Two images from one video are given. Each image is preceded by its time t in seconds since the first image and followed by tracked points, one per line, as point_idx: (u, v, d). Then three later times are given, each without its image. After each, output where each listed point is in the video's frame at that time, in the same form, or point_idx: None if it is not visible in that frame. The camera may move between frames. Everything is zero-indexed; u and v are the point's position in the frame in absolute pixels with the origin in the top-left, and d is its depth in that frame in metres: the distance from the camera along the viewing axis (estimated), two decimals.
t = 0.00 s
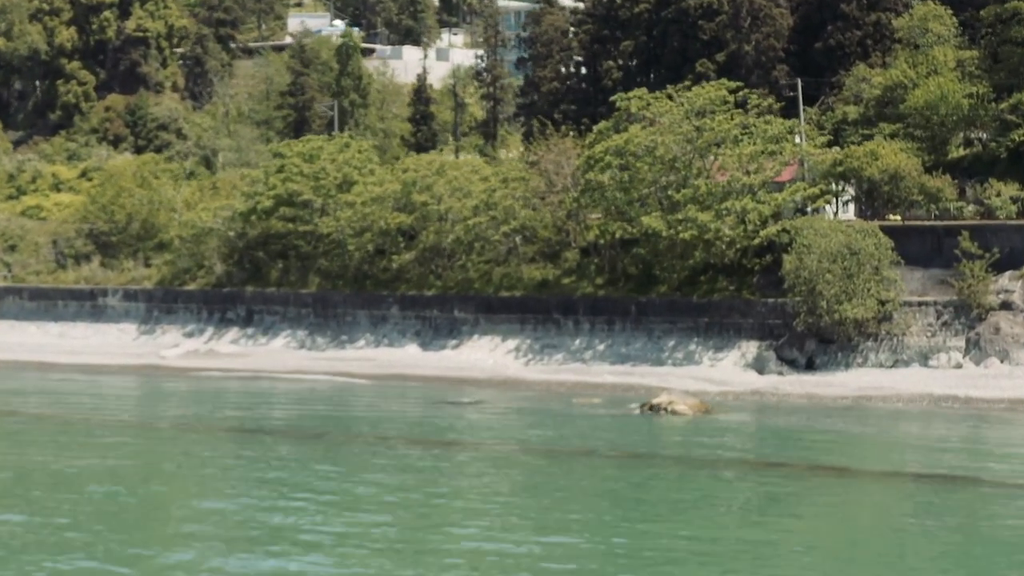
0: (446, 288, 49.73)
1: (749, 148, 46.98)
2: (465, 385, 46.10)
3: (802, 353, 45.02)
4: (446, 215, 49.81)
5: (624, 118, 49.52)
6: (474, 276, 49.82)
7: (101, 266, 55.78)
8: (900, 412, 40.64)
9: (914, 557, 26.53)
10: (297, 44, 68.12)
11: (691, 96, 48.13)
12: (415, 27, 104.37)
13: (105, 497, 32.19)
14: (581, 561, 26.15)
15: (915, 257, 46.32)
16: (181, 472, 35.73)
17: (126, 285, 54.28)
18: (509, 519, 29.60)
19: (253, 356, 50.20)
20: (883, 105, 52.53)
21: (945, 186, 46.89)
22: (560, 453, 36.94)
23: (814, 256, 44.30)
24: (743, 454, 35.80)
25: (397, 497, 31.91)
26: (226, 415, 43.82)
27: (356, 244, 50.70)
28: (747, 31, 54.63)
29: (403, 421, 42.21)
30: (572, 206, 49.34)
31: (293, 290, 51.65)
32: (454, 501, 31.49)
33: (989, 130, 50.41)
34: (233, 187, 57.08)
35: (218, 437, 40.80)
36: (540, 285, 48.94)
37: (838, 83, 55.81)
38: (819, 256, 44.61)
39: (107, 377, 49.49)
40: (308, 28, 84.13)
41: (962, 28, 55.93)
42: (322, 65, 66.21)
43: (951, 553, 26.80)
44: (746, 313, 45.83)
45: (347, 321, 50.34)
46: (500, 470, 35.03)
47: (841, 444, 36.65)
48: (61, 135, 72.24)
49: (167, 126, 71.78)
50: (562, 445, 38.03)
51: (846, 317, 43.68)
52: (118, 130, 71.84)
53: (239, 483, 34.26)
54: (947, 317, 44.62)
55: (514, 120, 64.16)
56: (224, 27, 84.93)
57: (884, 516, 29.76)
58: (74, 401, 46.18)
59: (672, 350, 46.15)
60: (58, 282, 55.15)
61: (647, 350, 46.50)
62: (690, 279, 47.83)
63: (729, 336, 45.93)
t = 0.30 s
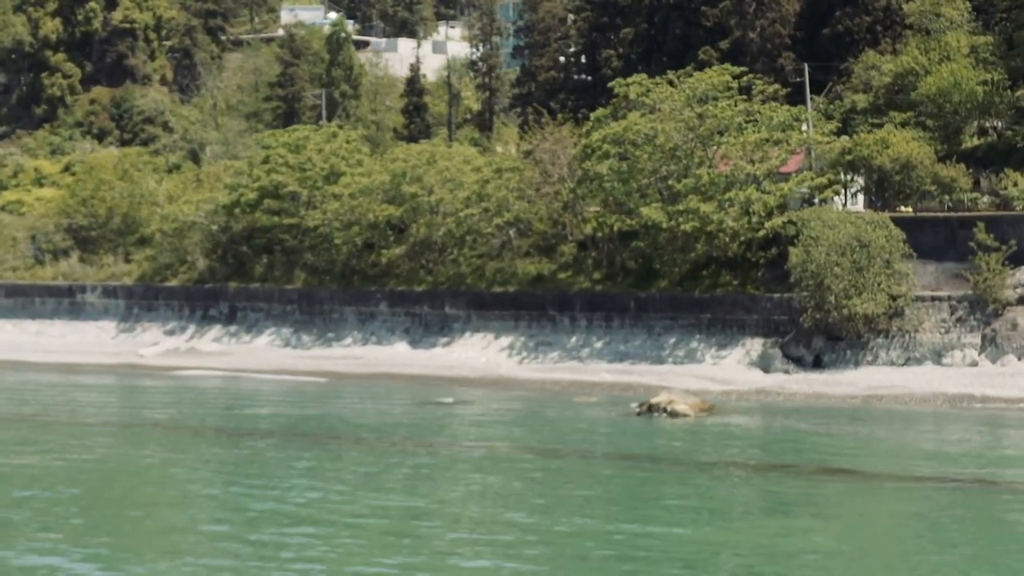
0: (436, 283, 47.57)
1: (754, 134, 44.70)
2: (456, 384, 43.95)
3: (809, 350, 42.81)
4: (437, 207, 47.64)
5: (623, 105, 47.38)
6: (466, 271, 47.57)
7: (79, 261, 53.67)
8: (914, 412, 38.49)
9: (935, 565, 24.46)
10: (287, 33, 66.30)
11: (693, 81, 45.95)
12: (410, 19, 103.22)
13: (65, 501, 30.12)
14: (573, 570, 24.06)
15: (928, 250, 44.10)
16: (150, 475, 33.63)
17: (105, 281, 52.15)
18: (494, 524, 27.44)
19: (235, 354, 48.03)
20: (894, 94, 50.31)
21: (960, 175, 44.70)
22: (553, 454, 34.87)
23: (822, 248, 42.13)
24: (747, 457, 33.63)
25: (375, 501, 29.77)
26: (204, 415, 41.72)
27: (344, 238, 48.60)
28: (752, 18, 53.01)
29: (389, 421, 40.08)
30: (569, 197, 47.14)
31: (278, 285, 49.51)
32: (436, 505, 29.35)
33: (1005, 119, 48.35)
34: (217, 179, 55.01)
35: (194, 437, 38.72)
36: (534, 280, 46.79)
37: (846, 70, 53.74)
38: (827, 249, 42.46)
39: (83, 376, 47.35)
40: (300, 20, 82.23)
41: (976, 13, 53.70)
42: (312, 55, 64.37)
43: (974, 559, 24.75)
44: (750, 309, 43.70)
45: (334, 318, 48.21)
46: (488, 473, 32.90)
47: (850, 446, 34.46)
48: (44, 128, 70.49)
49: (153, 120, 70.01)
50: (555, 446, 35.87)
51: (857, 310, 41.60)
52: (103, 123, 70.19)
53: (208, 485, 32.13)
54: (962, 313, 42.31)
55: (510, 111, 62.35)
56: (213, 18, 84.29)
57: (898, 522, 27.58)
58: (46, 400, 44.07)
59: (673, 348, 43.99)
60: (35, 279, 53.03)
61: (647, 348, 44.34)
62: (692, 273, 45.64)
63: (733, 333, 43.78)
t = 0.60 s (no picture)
0: (426, 278, 45.50)
1: (758, 121, 42.59)
2: (445, 383, 41.91)
3: (816, 348, 40.65)
4: (426, 199, 45.55)
5: (621, 91, 45.29)
6: (457, 265, 45.47)
7: (57, 256, 51.68)
8: (927, 412, 36.42)
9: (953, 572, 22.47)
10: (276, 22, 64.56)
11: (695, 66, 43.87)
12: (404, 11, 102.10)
13: (20, 505, 28.14)
14: None
15: (941, 243, 41.97)
16: (115, 476, 31.64)
17: (82, 277, 50.13)
18: (476, 530, 25.41)
19: (216, 353, 46.00)
20: (904, 82, 48.15)
21: (973, 165, 42.44)
22: (544, 455, 32.87)
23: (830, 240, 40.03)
24: (751, 458, 31.60)
25: (352, 504, 27.78)
26: (180, 414, 39.73)
27: (330, 231, 46.54)
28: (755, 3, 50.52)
29: (373, 421, 38.08)
30: (565, 188, 45.02)
31: (261, 281, 47.47)
32: (417, 510, 27.32)
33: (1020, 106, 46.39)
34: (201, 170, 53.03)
35: (167, 437, 36.73)
36: (528, 274, 44.70)
37: (854, 57, 51.90)
38: (834, 241, 40.37)
39: (57, 374, 45.34)
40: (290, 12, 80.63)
41: None
42: (300, 44, 62.61)
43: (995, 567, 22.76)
44: (754, 304, 41.61)
45: (319, 315, 46.15)
46: (475, 474, 30.86)
47: (861, 448, 32.40)
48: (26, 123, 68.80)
49: (138, 113, 68.20)
50: (547, 447, 33.83)
51: (866, 305, 39.52)
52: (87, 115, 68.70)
53: (176, 488, 30.13)
54: (977, 308, 40.27)
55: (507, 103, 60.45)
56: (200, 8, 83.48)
57: (912, 526, 25.58)
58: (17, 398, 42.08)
59: (673, 346, 41.93)
60: (11, 275, 51.04)
61: (645, 345, 42.26)
62: (694, 267, 43.53)
63: (736, 330, 41.72)
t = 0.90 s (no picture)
0: (414, 273, 43.60)
1: (761, 108, 40.58)
2: (434, 382, 39.99)
3: (822, 345, 38.72)
4: (415, 190, 43.55)
5: (617, 78, 43.25)
6: (448, 260, 43.60)
7: (33, 252, 49.79)
8: (940, 412, 34.49)
9: None
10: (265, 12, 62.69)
11: (695, 50, 41.89)
12: (399, 5, 100.42)
13: None
14: None
15: (953, 235, 39.95)
16: (76, 479, 29.73)
17: (59, 273, 48.24)
18: (456, 539, 23.51)
19: (196, 351, 44.05)
20: (913, 69, 46.07)
21: (987, 152, 40.61)
22: (533, 457, 30.97)
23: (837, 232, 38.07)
24: (754, 461, 29.67)
25: (326, 510, 25.85)
26: (155, 414, 37.86)
27: (315, 225, 44.63)
28: None
29: (356, 422, 36.17)
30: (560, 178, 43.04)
31: (243, 276, 45.57)
32: (393, 515, 25.41)
33: None
34: (182, 162, 51.14)
35: (138, 438, 34.84)
36: (521, 269, 42.77)
37: (861, 44, 50.15)
38: (841, 233, 38.39)
39: (29, 373, 43.40)
40: (281, 3, 79.02)
41: None
42: (289, 34, 60.75)
43: None
44: (758, 300, 39.68)
45: (303, 312, 44.24)
46: (458, 477, 28.96)
47: (870, 450, 30.46)
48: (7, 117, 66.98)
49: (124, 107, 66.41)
50: (537, 448, 31.92)
51: (875, 300, 37.56)
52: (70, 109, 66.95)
53: (140, 492, 28.22)
54: (992, 304, 38.24)
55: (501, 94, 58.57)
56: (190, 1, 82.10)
57: (926, 536, 23.69)
58: None
59: (672, 343, 39.97)
60: None
61: (643, 343, 40.32)
62: (694, 261, 41.63)
63: (738, 327, 39.78)
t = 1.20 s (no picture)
0: (401, 268, 41.57)
1: (764, 92, 38.54)
2: (420, 381, 37.96)
3: (829, 342, 36.68)
4: (401, 180, 41.52)
5: (613, 62, 41.19)
6: (436, 254, 41.61)
7: (6, 247, 47.88)
8: (955, 412, 32.41)
9: None
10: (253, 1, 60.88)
11: (696, 32, 39.80)
12: None
13: None
14: None
15: (967, 227, 38.32)
16: (27, 481, 27.79)
17: (32, 269, 46.31)
18: (425, 548, 21.53)
19: (173, 350, 42.03)
20: (924, 55, 43.95)
21: (1002, 139, 38.53)
22: (518, 458, 28.98)
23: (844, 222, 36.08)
24: (757, 463, 27.63)
25: (291, 516, 23.84)
26: (123, 412, 35.92)
27: (297, 217, 42.66)
28: None
29: (335, 423, 34.15)
30: (553, 168, 41.03)
31: (223, 272, 43.60)
32: (363, 521, 23.37)
33: None
34: (162, 153, 49.19)
35: (102, 438, 32.90)
36: (513, 263, 40.77)
37: (870, 29, 48.24)
38: (849, 223, 36.38)
39: None
40: None
41: None
42: (278, 23, 58.93)
43: None
44: (761, 295, 37.63)
45: (285, 308, 42.26)
46: (438, 479, 26.94)
47: (881, 452, 28.44)
48: None
49: (107, 100, 64.34)
50: (525, 450, 29.89)
51: (885, 294, 35.50)
52: (54, 103, 65.19)
53: (95, 497, 26.21)
54: (1008, 299, 36.17)
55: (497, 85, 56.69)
56: None
57: (939, 546, 21.68)
58: None
59: (671, 341, 37.92)
60: None
61: (640, 340, 38.30)
62: (694, 254, 39.61)
63: (740, 324, 37.72)
